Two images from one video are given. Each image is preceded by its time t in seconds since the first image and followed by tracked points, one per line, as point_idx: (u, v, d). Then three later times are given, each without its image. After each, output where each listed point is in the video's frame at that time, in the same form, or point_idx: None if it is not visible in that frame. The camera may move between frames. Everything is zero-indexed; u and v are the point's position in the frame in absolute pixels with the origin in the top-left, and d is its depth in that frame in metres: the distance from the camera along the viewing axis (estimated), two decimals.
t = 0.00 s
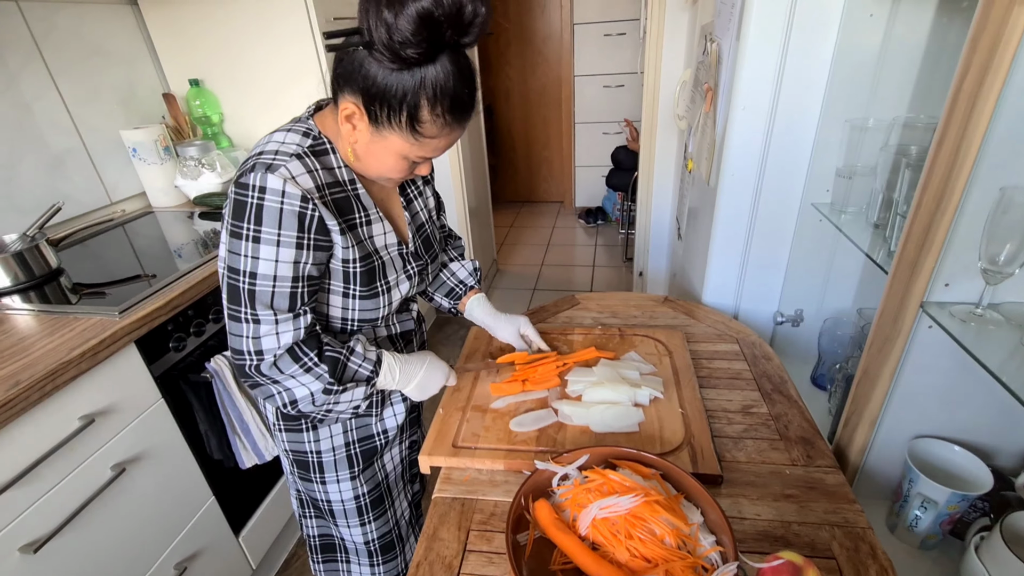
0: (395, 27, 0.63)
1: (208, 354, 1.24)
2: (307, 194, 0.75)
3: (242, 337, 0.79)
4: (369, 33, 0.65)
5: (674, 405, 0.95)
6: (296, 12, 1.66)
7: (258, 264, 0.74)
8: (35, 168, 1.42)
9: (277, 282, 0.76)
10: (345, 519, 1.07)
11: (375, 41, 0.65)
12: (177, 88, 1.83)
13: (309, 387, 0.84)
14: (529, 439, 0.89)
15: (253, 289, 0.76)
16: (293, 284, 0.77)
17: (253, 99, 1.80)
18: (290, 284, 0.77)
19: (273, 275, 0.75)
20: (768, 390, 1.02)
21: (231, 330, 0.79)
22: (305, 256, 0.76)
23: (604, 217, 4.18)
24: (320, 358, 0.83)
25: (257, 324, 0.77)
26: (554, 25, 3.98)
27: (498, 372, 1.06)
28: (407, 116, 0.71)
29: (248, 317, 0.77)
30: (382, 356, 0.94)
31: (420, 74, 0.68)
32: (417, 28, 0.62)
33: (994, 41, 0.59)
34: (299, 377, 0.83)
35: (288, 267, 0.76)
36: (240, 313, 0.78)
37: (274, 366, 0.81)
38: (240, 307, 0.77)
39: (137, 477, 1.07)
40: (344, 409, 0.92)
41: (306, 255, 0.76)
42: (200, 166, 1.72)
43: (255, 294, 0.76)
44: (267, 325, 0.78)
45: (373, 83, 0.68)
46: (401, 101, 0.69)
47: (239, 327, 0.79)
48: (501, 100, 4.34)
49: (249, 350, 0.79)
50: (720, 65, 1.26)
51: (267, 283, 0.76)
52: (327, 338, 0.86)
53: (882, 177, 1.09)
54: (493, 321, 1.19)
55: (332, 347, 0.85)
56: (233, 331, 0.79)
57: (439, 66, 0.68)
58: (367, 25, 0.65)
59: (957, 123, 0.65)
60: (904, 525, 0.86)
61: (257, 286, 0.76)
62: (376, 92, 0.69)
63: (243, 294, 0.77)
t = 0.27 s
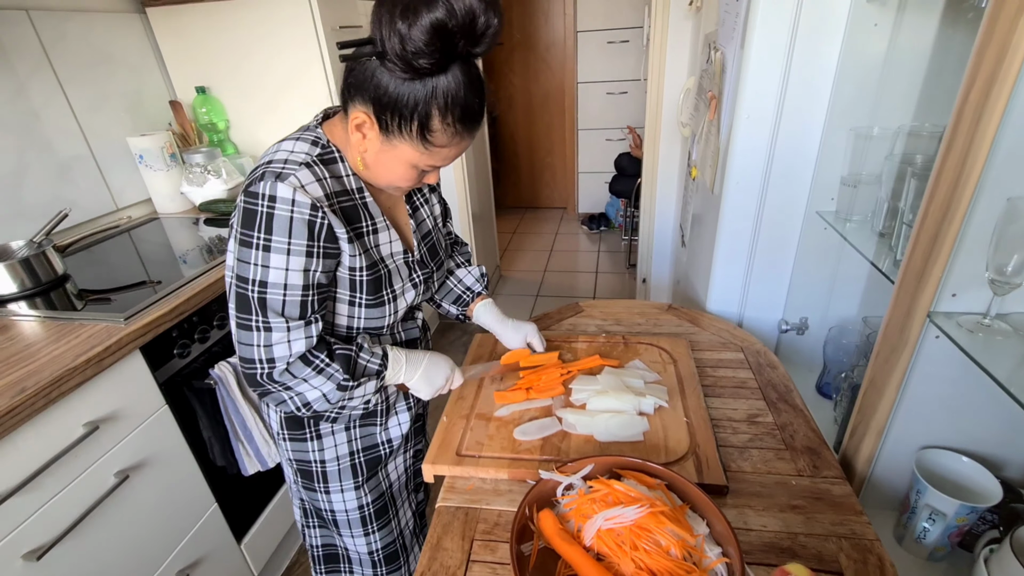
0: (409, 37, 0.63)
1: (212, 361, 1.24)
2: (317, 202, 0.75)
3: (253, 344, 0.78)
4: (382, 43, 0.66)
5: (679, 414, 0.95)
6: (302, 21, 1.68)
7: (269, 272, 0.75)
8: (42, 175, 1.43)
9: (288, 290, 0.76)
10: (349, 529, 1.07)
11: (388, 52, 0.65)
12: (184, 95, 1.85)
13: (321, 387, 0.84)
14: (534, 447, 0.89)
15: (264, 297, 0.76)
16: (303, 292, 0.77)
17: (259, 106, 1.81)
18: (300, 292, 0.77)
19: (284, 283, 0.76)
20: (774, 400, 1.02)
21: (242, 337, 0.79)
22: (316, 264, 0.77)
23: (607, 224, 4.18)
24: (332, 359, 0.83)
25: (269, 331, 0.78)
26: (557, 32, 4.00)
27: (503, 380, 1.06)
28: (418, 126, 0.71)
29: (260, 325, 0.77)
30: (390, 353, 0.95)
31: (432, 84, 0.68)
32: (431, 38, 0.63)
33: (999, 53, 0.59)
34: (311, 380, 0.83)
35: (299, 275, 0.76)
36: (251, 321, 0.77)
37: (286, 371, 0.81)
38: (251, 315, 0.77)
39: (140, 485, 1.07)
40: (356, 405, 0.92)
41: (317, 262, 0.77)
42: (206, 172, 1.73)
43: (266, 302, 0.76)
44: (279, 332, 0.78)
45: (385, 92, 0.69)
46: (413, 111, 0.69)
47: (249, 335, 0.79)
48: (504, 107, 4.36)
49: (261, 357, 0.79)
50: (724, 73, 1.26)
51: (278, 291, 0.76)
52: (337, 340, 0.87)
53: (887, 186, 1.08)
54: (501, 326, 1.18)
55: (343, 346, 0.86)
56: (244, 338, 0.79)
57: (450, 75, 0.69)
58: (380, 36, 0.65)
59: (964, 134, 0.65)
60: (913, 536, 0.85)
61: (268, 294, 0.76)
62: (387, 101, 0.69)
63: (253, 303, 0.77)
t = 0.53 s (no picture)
0: (412, 53, 0.63)
1: (211, 370, 1.23)
2: (323, 209, 0.74)
3: (295, 351, 0.79)
4: (385, 58, 0.65)
5: (683, 425, 0.94)
6: (304, 28, 1.68)
7: (297, 282, 0.75)
8: (44, 183, 1.43)
9: (316, 298, 0.77)
10: (345, 543, 1.06)
11: (390, 67, 0.65)
12: (186, 103, 1.85)
13: (367, 389, 0.85)
14: (535, 460, 0.87)
15: (295, 306, 0.77)
16: (332, 297, 0.78)
17: (261, 114, 1.81)
18: (330, 297, 0.78)
19: (312, 291, 0.76)
20: (780, 411, 1.00)
21: (283, 346, 0.79)
22: (336, 269, 0.77)
23: (610, 230, 4.17)
24: (374, 361, 0.85)
25: (307, 336, 0.78)
26: (559, 40, 4.01)
27: (505, 391, 1.05)
28: (419, 140, 0.70)
29: (298, 332, 0.78)
30: (425, 364, 0.98)
31: (434, 99, 0.68)
32: (435, 55, 0.63)
33: (1010, 61, 0.58)
34: (355, 382, 0.84)
35: (324, 281, 0.76)
36: (288, 330, 0.78)
37: (334, 375, 0.82)
38: (287, 324, 0.77)
39: (138, 496, 1.06)
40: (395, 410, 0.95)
41: (337, 267, 0.78)
42: (208, 180, 1.72)
43: (299, 310, 0.77)
44: (317, 335, 0.78)
45: (386, 106, 0.68)
46: (414, 126, 0.69)
47: (289, 344, 0.79)
48: (506, 114, 4.36)
49: (305, 362, 0.80)
50: (727, 81, 1.25)
51: (307, 300, 0.76)
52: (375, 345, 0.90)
53: (894, 195, 1.07)
54: (506, 335, 1.17)
55: (381, 352, 0.88)
56: (285, 347, 0.79)
57: (452, 91, 0.68)
58: (383, 50, 0.65)
59: (973, 144, 0.63)
60: (923, 553, 0.84)
61: (298, 304, 0.77)
62: (388, 115, 0.69)
63: (286, 314, 0.77)
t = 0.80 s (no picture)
0: (412, 53, 0.63)
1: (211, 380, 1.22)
2: (311, 215, 0.74)
3: (230, 356, 0.77)
4: (385, 59, 0.65)
5: (689, 439, 0.92)
6: (307, 37, 1.68)
7: (254, 285, 0.73)
8: (46, 192, 1.43)
9: (272, 303, 0.75)
10: (348, 557, 1.04)
11: (390, 68, 0.65)
12: (189, 112, 1.85)
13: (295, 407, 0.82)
14: (539, 474, 0.86)
15: (246, 310, 0.75)
16: (287, 306, 0.76)
17: (264, 122, 1.81)
18: (283, 306, 0.76)
19: (268, 296, 0.74)
20: (786, 424, 0.99)
21: (221, 348, 0.78)
22: (304, 279, 0.76)
23: (611, 238, 4.17)
24: (311, 381, 0.81)
25: (247, 344, 0.76)
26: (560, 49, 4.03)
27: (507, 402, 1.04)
28: (418, 141, 0.70)
29: (238, 337, 0.76)
30: (370, 376, 0.92)
31: (433, 100, 0.67)
32: (434, 55, 0.63)
33: (1020, 72, 0.57)
34: (286, 397, 0.81)
35: (284, 289, 0.75)
36: (230, 332, 0.76)
37: (263, 387, 0.80)
38: (231, 326, 0.76)
39: (135, 508, 1.05)
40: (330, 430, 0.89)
41: (305, 276, 0.75)
42: (210, 189, 1.72)
43: (248, 315, 0.75)
44: (256, 346, 0.76)
45: (386, 108, 0.68)
46: (414, 126, 0.68)
47: (226, 347, 0.78)
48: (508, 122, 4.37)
49: (240, 369, 0.78)
50: (731, 91, 1.25)
51: (260, 305, 0.74)
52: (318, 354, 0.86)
53: (900, 206, 1.06)
54: (504, 347, 1.16)
55: (324, 367, 0.84)
56: (223, 349, 0.78)
57: (452, 92, 0.68)
58: (383, 52, 0.65)
59: (983, 156, 0.63)
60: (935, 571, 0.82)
61: (251, 307, 0.75)
62: (389, 117, 0.68)
63: (236, 314, 0.75)
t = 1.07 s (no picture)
0: (400, 70, 0.62)
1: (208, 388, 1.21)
2: (313, 226, 0.73)
3: (289, 368, 0.77)
4: (373, 74, 0.65)
5: (690, 448, 0.91)
6: (308, 45, 1.68)
7: (287, 300, 0.73)
8: (45, 198, 1.43)
9: (309, 313, 0.75)
10: (337, 565, 1.03)
11: (379, 84, 0.64)
12: (189, 119, 1.85)
13: (364, 404, 0.82)
14: (538, 485, 0.85)
15: (288, 323, 0.75)
16: (325, 312, 0.76)
17: (264, 129, 1.81)
18: (323, 312, 0.76)
19: (304, 308, 0.74)
20: (788, 433, 0.98)
21: (278, 363, 0.77)
22: (328, 283, 0.76)
23: (611, 244, 4.16)
24: (370, 377, 0.83)
25: (302, 352, 0.76)
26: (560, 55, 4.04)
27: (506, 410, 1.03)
28: (407, 155, 0.69)
29: (292, 348, 0.76)
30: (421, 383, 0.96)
31: (422, 116, 0.67)
32: (422, 72, 0.62)
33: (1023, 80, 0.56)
34: (352, 397, 0.81)
35: (316, 298, 0.75)
36: (282, 346, 0.76)
37: (330, 391, 0.80)
38: (280, 341, 0.75)
39: (131, 518, 1.04)
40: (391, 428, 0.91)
41: (329, 281, 0.76)
42: (209, 196, 1.73)
43: (292, 326, 0.75)
44: (312, 351, 0.77)
45: (375, 123, 0.67)
46: (402, 141, 0.68)
47: (283, 359, 0.77)
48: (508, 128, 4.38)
49: (299, 378, 0.78)
50: (730, 98, 1.25)
51: (299, 317, 0.75)
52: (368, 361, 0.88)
53: (901, 213, 1.06)
54: (503, 355, 1.15)
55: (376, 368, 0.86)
56: (279, 364, 0.78)
57: (441, 108, 0.67)
58: (371, 67, 0.64)
59: (986, 164, 0.62)
60: None
61: (291, 320, 0.75)
62: (377, 131, 0.68)
63: (278, 330, 0.76)
